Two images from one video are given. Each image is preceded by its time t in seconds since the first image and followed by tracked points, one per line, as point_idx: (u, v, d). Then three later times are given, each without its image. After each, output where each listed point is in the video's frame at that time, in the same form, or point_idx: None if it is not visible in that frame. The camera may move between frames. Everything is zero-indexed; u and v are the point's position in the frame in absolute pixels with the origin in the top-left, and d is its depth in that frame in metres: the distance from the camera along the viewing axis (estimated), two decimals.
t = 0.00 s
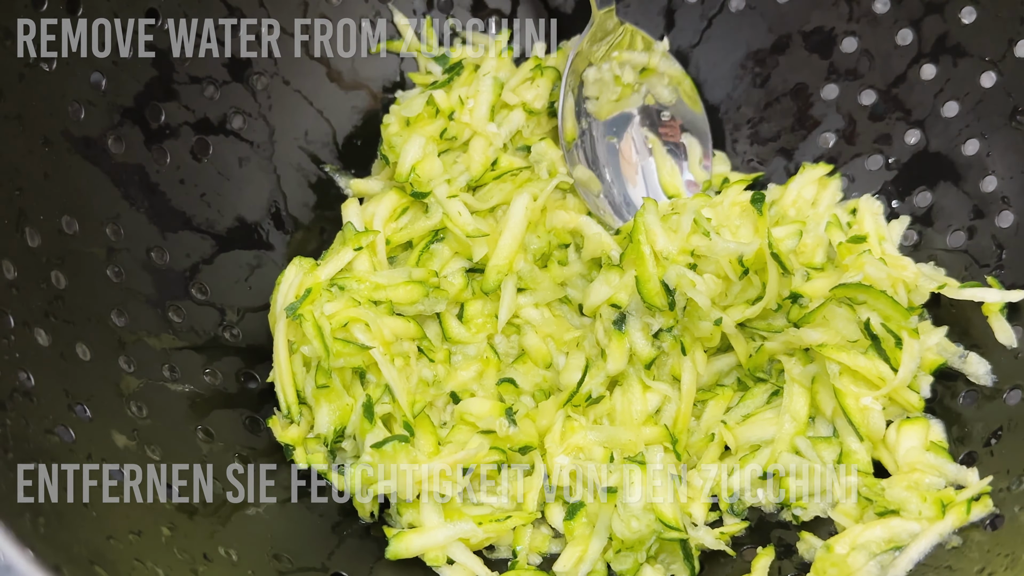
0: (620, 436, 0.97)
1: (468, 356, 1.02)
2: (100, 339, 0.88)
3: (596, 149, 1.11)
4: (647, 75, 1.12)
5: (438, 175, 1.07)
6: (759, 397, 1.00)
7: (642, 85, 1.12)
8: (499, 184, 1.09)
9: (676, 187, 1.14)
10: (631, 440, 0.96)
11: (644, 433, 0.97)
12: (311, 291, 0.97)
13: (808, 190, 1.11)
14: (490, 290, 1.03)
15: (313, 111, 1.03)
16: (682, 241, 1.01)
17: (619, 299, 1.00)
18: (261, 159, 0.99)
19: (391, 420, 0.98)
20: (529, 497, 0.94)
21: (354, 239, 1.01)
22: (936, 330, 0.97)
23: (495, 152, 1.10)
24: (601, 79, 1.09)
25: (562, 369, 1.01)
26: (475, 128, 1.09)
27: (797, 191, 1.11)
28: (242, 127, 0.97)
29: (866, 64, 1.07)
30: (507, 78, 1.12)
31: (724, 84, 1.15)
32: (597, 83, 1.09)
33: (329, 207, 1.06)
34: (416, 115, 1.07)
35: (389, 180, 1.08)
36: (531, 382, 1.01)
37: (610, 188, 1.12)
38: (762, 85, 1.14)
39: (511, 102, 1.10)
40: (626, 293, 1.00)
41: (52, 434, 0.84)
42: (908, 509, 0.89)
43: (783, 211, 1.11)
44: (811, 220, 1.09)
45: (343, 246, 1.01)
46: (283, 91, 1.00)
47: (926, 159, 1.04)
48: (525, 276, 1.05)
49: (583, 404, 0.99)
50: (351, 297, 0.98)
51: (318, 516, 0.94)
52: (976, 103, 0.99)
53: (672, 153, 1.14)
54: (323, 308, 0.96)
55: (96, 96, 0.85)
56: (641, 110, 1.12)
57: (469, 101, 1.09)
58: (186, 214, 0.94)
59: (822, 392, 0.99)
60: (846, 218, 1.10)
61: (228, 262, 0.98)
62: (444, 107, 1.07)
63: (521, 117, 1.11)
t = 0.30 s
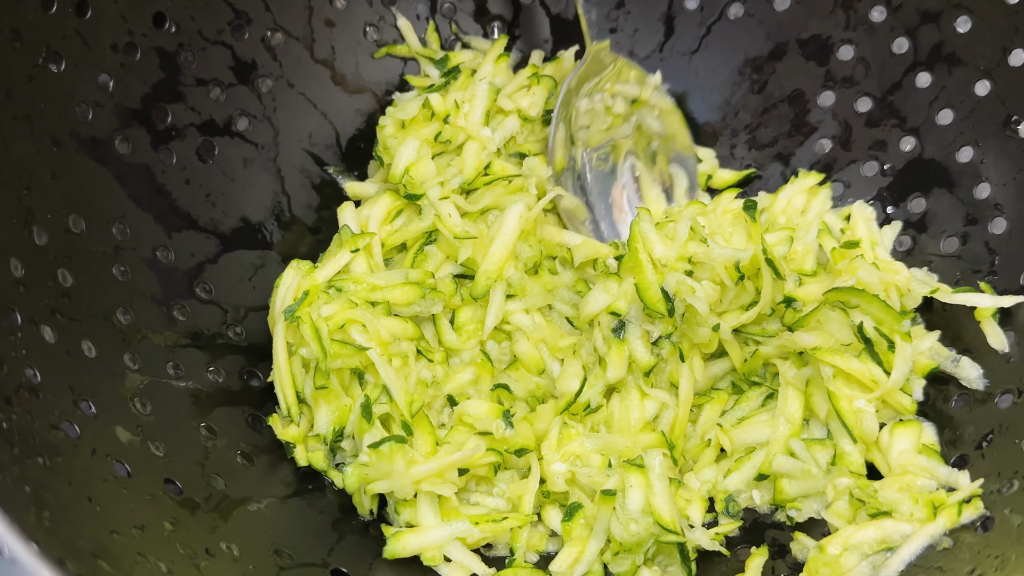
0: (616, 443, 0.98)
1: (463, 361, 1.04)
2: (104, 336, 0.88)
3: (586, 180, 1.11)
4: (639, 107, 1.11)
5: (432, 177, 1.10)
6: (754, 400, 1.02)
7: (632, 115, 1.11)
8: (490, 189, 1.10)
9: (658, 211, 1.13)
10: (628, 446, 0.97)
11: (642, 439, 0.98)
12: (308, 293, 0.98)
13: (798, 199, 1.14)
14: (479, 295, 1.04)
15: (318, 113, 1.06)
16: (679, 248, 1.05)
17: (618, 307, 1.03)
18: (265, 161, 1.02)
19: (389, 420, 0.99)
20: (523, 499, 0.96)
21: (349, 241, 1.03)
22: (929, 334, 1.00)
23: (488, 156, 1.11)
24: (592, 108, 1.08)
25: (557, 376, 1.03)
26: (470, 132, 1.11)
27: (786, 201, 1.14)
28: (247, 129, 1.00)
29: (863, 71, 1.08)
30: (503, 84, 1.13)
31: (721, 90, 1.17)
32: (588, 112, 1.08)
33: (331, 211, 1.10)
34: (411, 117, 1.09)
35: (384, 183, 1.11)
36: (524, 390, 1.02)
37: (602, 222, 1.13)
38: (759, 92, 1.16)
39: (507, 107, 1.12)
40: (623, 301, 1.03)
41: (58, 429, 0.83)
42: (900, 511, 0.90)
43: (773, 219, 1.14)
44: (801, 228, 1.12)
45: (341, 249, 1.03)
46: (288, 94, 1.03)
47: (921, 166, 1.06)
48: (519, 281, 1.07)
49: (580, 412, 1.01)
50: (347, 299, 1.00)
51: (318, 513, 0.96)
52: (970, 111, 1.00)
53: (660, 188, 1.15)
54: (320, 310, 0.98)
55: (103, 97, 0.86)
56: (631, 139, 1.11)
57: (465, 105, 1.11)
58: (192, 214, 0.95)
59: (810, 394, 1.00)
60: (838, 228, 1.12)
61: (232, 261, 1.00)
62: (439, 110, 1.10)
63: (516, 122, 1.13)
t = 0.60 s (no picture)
0: (605, 467, 0.97)
1: (460, 376, 1.04)
2: (103, 333, 0.89)
3: (681, 238, 0.94)
4: (742, 150, 0.93)
5: (439, 192, 1.09)
6: (746, 433, 1.03)
7: (733, 163, 0.93)
8: (496, 207, 1.09)
9: (775, 283, 0.96)
10: (617, 471, 0.97)
11: (630, 465, 0.98)
12: (310, 301, 0.99)
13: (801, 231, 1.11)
14: (479, 312, 1.04)
15: (331, 121, 1.07)
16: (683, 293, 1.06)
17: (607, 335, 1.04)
18: (276, 166, 1.02)
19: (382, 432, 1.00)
20: (508, 518, 0.96)
21: (354, 251, 1.03)
22: (925, 377, 0.99)
23: (497, 173, 1.10)
24: (686, 155, 0.92)
25: (551, 397, 1.02)
26: (480, 149, 1.10)
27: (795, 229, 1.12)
28: (260, 134, 1.00)
29: (876, 108, 1.07)
30: (516, 103, 1.13)
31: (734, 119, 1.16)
32: (681, 159, 0.92)
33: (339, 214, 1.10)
34: (422, 132, 1.09)
35: (393, 195, 1.11)
36: (519, 407, 1.02)
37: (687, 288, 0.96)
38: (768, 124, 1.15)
39: (519, 126, 1.11)
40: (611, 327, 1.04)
41: (49, 427, 0.83)
42: (883, 556, 0.90)
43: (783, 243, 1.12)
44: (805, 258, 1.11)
45: (344, 258, 1.03)
46: (303, 101, 1.04)
47: (927, 208, 1.06)
48: (518, 300, 1.06)
49: (572, 435, 1.01)
50: (346, 308, 1.00)
51: (305, 520, 0.96)
52: (980, 155, 1.00)
53: (769, 248, 0.95)
54: (318, 319, 0.99)
55: (118, 97, 0.88)
56: (732, 191, 0.93)
57: (476, 122, 1.10)
58: (199, 215, 0.96)
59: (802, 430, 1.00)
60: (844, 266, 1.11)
61: (237, 264, 1.00)
62: (450, 126, 1.09)
63: (527, 141, 1.12)
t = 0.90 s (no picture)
0: (602, 465, 0.98)
1: (455, 375, 1.05)
2: (108, 331, 0.90)
3: (625, 272, 1.12)
4: (681, 200, 1.11)
5: (427, 186, 1.11)
6: (740, 433, 1.04)
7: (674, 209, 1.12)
8: (482, 199, 1.11)
9: (703, 313, 1.13)
10: (614, 470, 0.98)
11: (627, 463, 0.99)
12: (307, 301, 1.01)
13: (800, 218, 1.15)
14: (466, 307, 1.05)
15: (335, 123, 1.09)
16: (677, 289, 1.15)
17: (576, 313, 1.07)
18: (281, 167, 1.04)
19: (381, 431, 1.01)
20: (506, 516, 0.97)
21: (349, 250, 1.05)
22: (918, 381, 1.02)
23: (484, 167, 1.13)
24: (634, 201, 1.10)
25: (545, 398, 1.04)
26: (468, 143, 1.12)
27: (787, 216, 1.15)
28: (264, 134, 1.02)
29: (872, 116, 1.10)
30: (505, 98, 1.15)
31: (732, 124, 1.18)
32: (630, 204, 1.10)
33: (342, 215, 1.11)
34: (410, 127, 1.11)
35: (383, 192, 1.12)
36: (512, 409, 1.04)
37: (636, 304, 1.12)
38: (766, 129, 1.17)
39: (507, 121, 1.14)
40: (576, 306, 1.07)
41: (54, 423, 0.84)
42: (876, 556, 0.91)
43: (768, 223, 1.16)
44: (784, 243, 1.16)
45: (342, 259, 1.04)
46: (306, 102, 1.05)
47: (922, 213, 1.07)
48: (505, 294, 1.08)
49: (570, 435, 1.02)
50: (344, 309, 1.01)
51: (306, 516, 0.97)
52: (975, 161, 1.02)
53: (701, 282, 1.13)
54: (317, 319, 1.00)
55: (125, 97, 0.89)
56: (669, 234, 1.12)
57: (465, 117, 1.13)
58: (205, 214, 0.97)
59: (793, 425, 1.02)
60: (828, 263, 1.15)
61: (242, 263, 1.01)
62: (438, 121, 1.11)
63: (515, 136, 1.14)
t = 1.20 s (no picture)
0: (600, 466, 0.99)
1: (456, 375, 1.06)
2: (114, 326, 0.91)
3: (759, 229, 0.89)
4: (819, 138, 0.88)
5: (433, 190, 1.11)
6: (737, 437, 1.05)
7: (808, 153, 0.88)
8: (488, 202, 1.12)
9: (862, 280, 0.90)
10: (611, 470, 0.99)
11: (624, 464, 1.00)
12: (312, 300, 1.01)
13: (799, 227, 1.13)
14: (469, 309, 1.06)
15: (342, 123, 1.11)
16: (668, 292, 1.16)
17: (578, 316, 1.08)
18: (287, 166, 1.05)
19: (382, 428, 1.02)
20: (505, 515, 0.98)
21: (355, 250, 1.06)
22: (914, 388, 1.01)
23: (490, 172, 1.13)
24: (759, 144, 0.87)
25: (545, 399, 1.05)
26: (474, 147, 1.13)
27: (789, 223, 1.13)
28: (272, 134, 1.04)
29: (872, 124, 1.11)
30: (511, 103, 1.16)
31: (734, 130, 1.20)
32: (754, 148, 0.88)
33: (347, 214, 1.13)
34: (417, 131, 1.12)
35: (389, 194, 1.13)
36: (513, 407, 1.06)
37: (766, 263, 0.89)
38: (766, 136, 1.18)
39: (513, 125, 1.14)
40: (577, 310, 1.08)
41: (59, 416, 0.85)
42: (868, 561, 0.92)
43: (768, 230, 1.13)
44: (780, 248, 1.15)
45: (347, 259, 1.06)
46: (314, 103, 1.07)
47: (921, 222, 1.08)
48: (508, 297, 1.08)
49: (569, 435, 1.04)
50: (348, 308, 1.02)
51: (306, 511, 0.98)
52: (973, 172, 1.03)
53: (857, 239, 0.90)
54: (321, 318, 1.01)
55: (134, 95, 0.90)
56: (804, 186, 0.88)
57: (471, 121, 1.13)
58: (212, 212, 0.99)
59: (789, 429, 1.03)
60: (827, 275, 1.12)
61: (248, 261, 1.03)
62: (445, 124, 1.12)
63: (521, 141, 1.15)
